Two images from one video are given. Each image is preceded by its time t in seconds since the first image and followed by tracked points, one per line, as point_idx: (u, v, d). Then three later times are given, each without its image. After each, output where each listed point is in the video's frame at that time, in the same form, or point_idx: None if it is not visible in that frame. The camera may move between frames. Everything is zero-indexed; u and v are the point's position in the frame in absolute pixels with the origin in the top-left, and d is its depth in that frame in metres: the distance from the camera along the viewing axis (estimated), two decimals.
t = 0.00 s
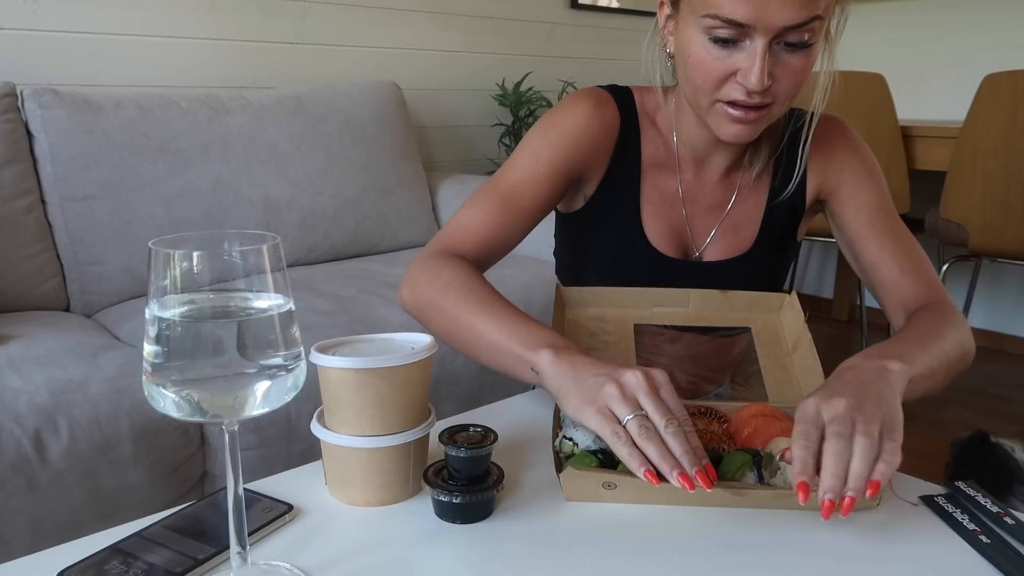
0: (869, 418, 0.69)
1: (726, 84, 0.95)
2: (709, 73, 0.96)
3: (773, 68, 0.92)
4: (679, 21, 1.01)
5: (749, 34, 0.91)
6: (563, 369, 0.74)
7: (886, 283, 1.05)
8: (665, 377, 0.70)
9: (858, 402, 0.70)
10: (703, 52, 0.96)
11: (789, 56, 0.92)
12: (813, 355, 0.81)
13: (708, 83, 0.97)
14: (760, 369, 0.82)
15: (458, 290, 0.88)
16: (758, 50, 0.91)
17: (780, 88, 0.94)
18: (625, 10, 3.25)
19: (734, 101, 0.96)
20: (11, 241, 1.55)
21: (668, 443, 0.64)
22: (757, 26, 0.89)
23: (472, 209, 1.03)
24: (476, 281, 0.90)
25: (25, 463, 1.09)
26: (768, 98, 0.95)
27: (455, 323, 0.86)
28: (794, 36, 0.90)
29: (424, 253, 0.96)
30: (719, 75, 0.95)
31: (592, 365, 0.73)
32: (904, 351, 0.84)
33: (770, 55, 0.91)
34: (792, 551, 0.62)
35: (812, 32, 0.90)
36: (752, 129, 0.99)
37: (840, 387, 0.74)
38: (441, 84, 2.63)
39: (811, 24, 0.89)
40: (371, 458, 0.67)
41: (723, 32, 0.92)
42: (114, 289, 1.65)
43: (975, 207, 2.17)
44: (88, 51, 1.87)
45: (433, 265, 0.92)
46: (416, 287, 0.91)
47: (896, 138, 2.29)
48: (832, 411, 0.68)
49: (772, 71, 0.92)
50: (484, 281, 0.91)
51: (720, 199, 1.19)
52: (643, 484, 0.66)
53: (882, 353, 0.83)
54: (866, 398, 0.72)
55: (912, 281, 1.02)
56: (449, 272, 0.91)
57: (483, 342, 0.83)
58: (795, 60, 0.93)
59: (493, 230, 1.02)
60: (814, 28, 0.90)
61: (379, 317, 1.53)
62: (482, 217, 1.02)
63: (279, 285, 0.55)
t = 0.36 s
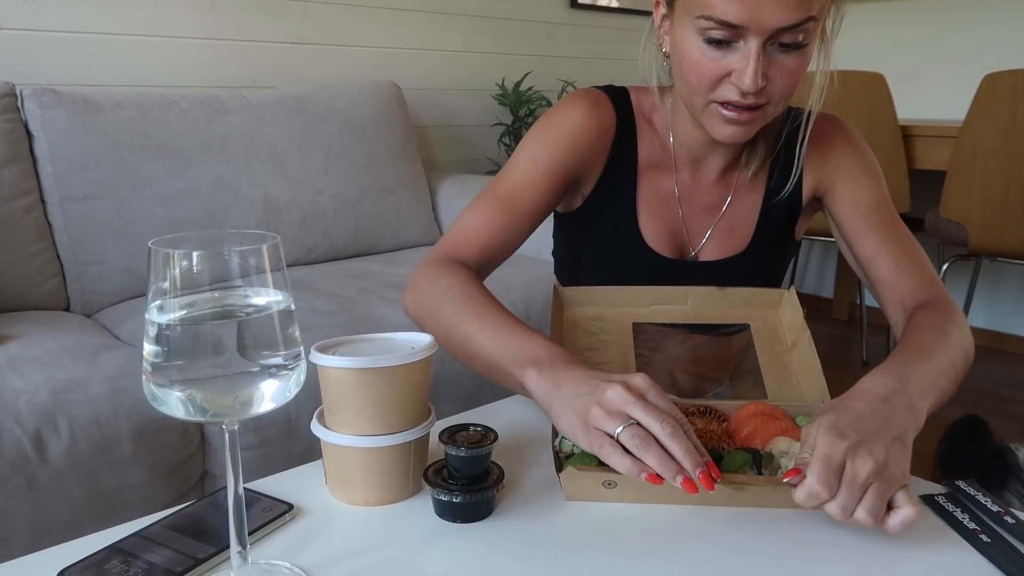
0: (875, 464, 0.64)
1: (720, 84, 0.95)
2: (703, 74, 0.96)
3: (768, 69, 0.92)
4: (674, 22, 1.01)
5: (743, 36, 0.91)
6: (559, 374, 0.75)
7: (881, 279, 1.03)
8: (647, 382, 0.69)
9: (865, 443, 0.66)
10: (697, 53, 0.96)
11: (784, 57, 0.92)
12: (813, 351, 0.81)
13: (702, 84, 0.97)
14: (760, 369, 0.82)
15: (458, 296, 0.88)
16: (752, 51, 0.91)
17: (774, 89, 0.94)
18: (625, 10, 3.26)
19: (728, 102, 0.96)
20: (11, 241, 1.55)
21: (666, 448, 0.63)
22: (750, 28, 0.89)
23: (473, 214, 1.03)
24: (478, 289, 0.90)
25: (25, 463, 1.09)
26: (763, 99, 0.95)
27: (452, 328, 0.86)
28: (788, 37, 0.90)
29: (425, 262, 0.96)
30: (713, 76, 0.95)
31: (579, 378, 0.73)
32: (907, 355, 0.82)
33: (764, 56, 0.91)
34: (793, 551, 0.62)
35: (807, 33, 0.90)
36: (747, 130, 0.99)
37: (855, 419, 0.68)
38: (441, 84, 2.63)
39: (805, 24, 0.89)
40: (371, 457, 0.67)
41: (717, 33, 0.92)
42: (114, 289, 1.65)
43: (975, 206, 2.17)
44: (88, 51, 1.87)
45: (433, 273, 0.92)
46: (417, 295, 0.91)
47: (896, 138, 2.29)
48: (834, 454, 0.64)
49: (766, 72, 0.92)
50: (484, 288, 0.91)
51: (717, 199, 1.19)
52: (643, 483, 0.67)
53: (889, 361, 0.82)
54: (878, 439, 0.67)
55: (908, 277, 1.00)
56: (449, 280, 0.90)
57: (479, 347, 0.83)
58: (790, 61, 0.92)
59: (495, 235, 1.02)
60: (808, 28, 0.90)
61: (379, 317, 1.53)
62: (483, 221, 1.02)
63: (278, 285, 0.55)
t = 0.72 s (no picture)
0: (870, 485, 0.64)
1: (714, 87, 0.95)
2: (697, 77, 0.96)
3: (761, 71, 0.92)
4: (667, 24, 1.01)
5: (736, 38, 0.91)
6: (553, 372, 0.75)
7: (879, 278, 1.03)
8: (640, 399, 0.68)
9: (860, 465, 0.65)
10: (690, 56, 0.96)
11: (778, 59, 0.92)
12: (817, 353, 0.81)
13: (696, 87, 0.97)
14: (765, 368, 0.82)
15: (451, 294, 0.88)
16: (745, 54, 0.91)
17: (768, 91, 0.94)
18: (625, 9, 3.26)
19: (722, 104, 0.96)
20: (11, 240, 1.55)
21: (658, 469, 0.64)
22: (743, 30, 0.89)
23: (468, 214, 1.03)
24: (470, 288, 0.89)
25: (25, 463, 1.08)
26: (756, 102, 0.95)
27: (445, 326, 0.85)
28: (782, 39, 0.90)
29: (419, 262, 0.96)
30: (707, 79, 0.95)
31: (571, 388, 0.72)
32: (907, 359, 0.82)
33: (758, 58, 0.91)
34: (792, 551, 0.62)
35: (800, 34, 0.90)
36: (741, 132, 0.99)
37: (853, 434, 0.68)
38: (441, 83, 2.63)
39: (798, 27, 0.89)
40: (371, 457, 0.67)
41: (709, 36, 0.92)
42: (114, 288, 1.65)
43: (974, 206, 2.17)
44: (88, 50, 1.87)
45: (428, 273, 0.92)
46: (412, 295, 0.91)
47: (896, 137, 2.29)
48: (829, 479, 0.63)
49: (760, 74, 0.92)
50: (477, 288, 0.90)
51: (714, 199, 1.19)
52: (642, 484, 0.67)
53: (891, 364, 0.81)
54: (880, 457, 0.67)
55: (906, 276, 1.00)
56: (443, 279, 0.90)
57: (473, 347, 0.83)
58: (784, 63, 0.92)
59: (490, 234, 1.02)
60: (801, 30, 0.90)
61: (379, 317, 1.53)
62: (478, 221, 1.02)
63: (279, 285, 0.55)
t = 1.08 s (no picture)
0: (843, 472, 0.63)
1: (708, 82, 0.95)
2: (691, 71, 0.96)
3: (754, 66, 0.92)
4: (662, 21, 1.01)
5: (729, 32, 0.91)
6: (551, 356, 0.74)
7: (895, 271, 1.01)
8: (629, 412, 0.65)
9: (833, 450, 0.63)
10: (685, 51, 0.96)
11: (771, 53, 0.92)
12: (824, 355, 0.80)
13: (691, 81, 0.97)
14: (768, 364, 0.82)
15: (452, 287, 0.87)
16: (739, 49, 0.91)
17: (762, 86, 0.94)
18: (625, 9, 3.26)
19: (717, 100, 0.96)
20: (11, 240, 1.55)
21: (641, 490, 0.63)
22: (735, 24, 0.89)
23: (470, 213, 1.03)
24: (472, 282, 0.89)
25: (24, 462, 1.08)
26: (749, 98, 0.95)
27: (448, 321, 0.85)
28: (775, 33, 0.90)
29: (424, 261, 0.95)
30: (701, 74, 0.95)
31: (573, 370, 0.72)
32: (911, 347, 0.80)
33: (751, 52, 0.91)
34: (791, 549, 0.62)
35: (793, 28, 0.90)
36: (736, 128, 0.99)
37: (838, 415, 0.66)
38: (441, 83, 2.63)
39: (791, 20, 0.89)
40: (370, 457, 0.67)
41: (703, 31, 0.92)
42: (114, 288, 1.65)
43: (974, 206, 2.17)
44: (87, 51, 1.87)
45: (430, 272, 0.92)
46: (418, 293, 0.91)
47: (895, 137, 2.29)
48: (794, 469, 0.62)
49: (753, 69, 0.92)
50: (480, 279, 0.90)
51: (714, 199, 1.19)
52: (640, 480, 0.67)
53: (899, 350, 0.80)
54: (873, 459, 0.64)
55: (920, 269, 0.99)
56: (445, 275, 0.90)
57: (472, 343, 0.82)
58: (778, 58, 0.92)
59: (493, 231, 1.01)
60: (794, 24, 0.90)
61: (379, 317, 1.53)
62: (481, 220, 1.02)
63: (279, 285, 0.55)
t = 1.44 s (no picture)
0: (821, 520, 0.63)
1: (705, 80, 0.96)
2: (688, 70, 0.96)
3: (752, 63, 0.92)
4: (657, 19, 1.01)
5: (725, 30, 0.91)
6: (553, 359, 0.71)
7: (917, 261, 0.97)
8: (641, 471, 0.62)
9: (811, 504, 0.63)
10: (681, 49, 0.96)
11: (769, 50, 0.92)
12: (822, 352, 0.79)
13: (689, 79, 0.97)
14: (766, 361, 0.82)
15: (457, 273, 0.86)
16: (736, 46, 0.91)
17: (761, 83, 0.94)
18: (625, 8, 3.26)
19: (715, 99, 0.97)
20: (11, 240, 1.55)
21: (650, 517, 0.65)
22: (731, 22, 0.89)
23: (474, 202, 1.01)
24: (476, 273, 0.87)
25: (25, 462, 1.09)
26: (749, 95, 0.95)
27: (447, 310, 0.83)
28: (772, 30, 0.90)
29: (428, 250, 0.93)
30: (699, 72, 0.95)
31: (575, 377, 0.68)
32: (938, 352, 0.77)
33: (749, 50, 0.91)
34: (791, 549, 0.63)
35: (792, 25, 0.90)
36: (736, 126, 0.99)
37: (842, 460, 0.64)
38: (441, 83, 2.63)
39: (790, 17, 0.89)
40: (371, 456, 0.67)
41: (699, 29, 0.92)
42: (114, 287, 1.65)
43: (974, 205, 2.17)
44: (87, 50, 1.87)
45: (434, 261, 0.89)
46: (421, 285, 0.88)
47: (895, 136, 2.29)
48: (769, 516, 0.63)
49: (750, 67, 0.92)
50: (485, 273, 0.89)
51: (715, 199, 1.20)
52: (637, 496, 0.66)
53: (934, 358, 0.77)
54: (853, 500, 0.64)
55: (937, 256, 0.95)
56: (448, 264, 0.88)
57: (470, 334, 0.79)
58: (776, 55, 0.92)
59: (498, 222, 1.00)
60: (793, 20, 0.90)
61: (379, 317, 1.53)
62: (486, 208, 1.00)
63: (278, 284, 0.55)
